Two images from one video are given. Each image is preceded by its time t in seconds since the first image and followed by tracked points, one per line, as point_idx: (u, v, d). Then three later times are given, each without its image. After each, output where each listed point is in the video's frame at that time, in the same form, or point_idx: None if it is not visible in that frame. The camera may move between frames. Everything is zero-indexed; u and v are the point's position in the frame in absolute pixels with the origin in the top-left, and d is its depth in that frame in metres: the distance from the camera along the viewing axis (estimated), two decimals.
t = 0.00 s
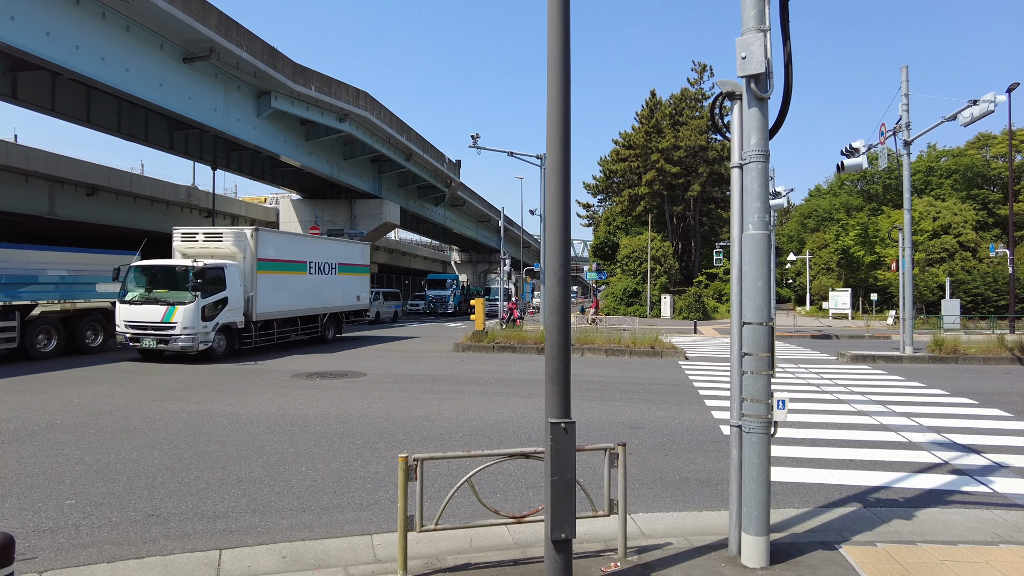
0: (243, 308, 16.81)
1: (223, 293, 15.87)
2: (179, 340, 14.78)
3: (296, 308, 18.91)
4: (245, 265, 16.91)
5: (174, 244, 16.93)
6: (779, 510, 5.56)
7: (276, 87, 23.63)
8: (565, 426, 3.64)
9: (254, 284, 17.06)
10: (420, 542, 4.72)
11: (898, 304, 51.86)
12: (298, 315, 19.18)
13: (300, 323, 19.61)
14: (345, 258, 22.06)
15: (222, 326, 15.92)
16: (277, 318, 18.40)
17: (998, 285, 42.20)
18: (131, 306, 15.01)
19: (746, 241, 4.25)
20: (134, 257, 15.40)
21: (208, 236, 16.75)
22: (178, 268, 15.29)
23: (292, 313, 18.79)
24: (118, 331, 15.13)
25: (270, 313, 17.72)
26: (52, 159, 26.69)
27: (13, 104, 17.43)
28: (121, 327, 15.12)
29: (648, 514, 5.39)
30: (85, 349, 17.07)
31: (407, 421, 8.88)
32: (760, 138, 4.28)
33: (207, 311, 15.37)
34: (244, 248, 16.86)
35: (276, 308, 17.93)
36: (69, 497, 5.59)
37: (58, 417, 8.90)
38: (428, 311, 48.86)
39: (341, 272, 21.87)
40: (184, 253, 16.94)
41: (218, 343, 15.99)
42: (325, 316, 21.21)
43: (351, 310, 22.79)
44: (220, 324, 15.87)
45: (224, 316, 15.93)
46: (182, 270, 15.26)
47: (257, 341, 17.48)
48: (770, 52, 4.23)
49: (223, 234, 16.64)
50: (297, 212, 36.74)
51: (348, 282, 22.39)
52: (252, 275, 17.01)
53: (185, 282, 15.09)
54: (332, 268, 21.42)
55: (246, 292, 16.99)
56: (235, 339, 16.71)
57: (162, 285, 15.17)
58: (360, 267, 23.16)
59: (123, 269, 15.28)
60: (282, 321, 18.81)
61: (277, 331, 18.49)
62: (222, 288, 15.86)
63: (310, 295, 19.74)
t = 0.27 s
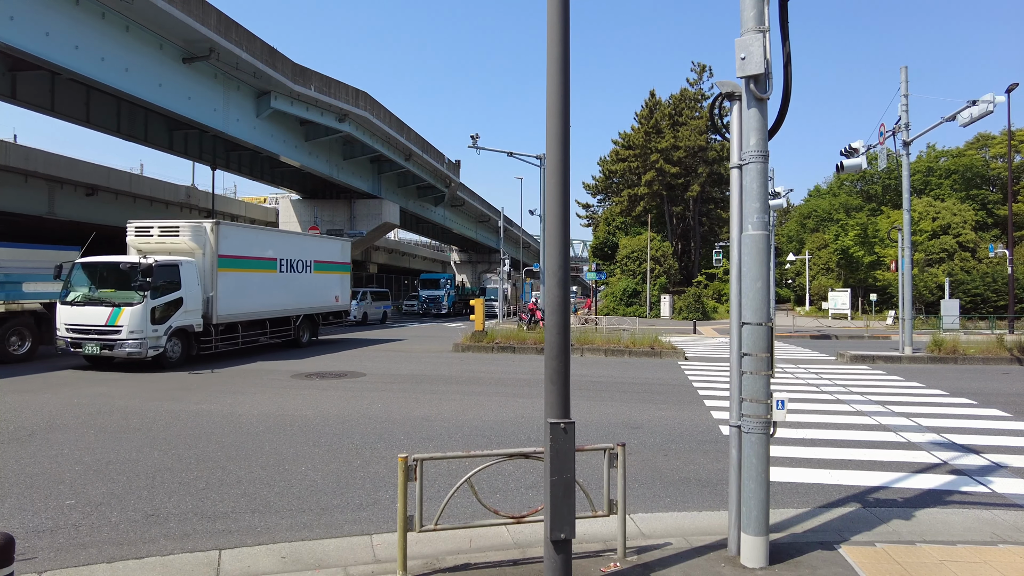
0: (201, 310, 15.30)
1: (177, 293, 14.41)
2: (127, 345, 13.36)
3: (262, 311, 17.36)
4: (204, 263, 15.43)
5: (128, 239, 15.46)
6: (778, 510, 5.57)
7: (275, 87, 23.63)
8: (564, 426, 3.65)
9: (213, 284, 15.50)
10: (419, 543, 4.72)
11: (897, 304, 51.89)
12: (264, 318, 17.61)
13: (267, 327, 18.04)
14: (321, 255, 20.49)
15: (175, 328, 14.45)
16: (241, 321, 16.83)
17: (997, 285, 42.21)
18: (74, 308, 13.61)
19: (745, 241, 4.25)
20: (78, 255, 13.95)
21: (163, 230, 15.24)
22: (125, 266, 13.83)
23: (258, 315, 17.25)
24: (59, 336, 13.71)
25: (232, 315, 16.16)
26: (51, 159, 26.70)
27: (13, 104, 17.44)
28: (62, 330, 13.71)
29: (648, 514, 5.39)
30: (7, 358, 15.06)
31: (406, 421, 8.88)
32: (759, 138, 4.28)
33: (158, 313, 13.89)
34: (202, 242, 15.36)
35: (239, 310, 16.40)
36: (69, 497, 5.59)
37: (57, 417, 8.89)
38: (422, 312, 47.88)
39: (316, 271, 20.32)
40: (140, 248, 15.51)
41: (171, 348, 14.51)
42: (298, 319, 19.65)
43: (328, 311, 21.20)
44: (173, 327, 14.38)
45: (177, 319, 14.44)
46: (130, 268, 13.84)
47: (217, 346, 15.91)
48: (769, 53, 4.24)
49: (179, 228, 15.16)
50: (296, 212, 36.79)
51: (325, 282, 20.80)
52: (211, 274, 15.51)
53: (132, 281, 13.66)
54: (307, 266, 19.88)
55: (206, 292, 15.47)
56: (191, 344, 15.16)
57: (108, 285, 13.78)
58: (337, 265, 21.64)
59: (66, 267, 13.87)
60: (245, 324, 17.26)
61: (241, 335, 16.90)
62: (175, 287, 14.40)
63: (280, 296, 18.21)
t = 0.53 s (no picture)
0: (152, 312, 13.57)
1: (122, 293, 12.69)
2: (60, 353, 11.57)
3: (224, 312, 15.68)
4: (154, 259, 13.78)
5: (71, 234, 13.79)
6: (778, 510, 5.57)
7: (275, 87, 23.62)
8: (563, 426, 3.65)
9: (165, 283, 13.80)
10: (419, 543, 4.72)
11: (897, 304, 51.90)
12: (228, 320, 15.93)
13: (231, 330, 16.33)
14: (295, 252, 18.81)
15: (119, 333, 12.67)
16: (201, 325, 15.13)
17: (997, 285, 42.21)
18: None
19: (745, 241, 4.25)
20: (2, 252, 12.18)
21: (109, 224, 13.56)
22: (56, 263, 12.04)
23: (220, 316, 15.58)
24: None
25: (189, 317, 14.49)
26: (51, 159, 26.71)
27: (13, 104, 17.44)
28: None
29: (648, 514, 5.39)
30: None
31: (406, 421, 8.87)
32: (759, 138, 4.28)
33: (96, 316, 12.14)
34: (152, 237, 13.72)
35: (198, 311, 14.77)
36: (68, 497, 5.58)
37: (57, 417, 8.87)
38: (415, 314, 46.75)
39: (288, 269, 18.66)
40: (84, 243, 13.82)
41: (114, 356, 12.70)
42: (267, 321, 17.91)
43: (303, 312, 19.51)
44: (116, 332, 12.59)
45: (121, 323, 12.68)
46: (61, 266, 12.07)
47: (172, 352, 14.18)
48: (769, 53, 4.24)
49: (126, 220, 13.48)
50: (297, 212, 36.87)
51: (298, 281, 19.11)
52: (163, 271, 13.84)
53: (64, 280, 11.93)
54: (279, 264, 18.24)
55: (157, 292, 13.78)
56: (140, 351, 13.37)
57: (36, 285, 11.94)
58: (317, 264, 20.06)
59: None
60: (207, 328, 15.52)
61: (201, 340, 15.17)
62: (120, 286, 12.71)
63: (245, 296, 16.56)
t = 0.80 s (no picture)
0: (89, 314, 11.98)
1: (50, 293, 11.14)
2: None
3: (180, 315, 14.07)
4: (94, 255, 12.20)
5: None
6: (778, 510, 5.58)
7: (275, 87, 23.61)
8: (564, 427, 3.64)
9: (106, 281, 12.21)
10: (419, 543, 4.72)
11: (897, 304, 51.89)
12: (186, 323, 14.33)
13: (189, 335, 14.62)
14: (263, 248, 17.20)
15: (48, 339, 11.14)
16: (151, 328, 13.42)
17: (997, 285, 42.21)
18: None
19: (745, 241, 4.25)
20: None
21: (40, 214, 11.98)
22: None
23: (176, 320, 14.01)
24: None
25: (136, 320, 12.89)
26: (51, 159, 26.71)
27: (13, 104, 17.45)
28: None
29: (647, 514, 5.40)
30: None
31: (406, 421, 8.88)
32: (759, 138, 4.29)
33: (16, 321, 10.66)
34: (90, 230, 12.12)
35: (149, 315, 13.19)
36: (69, 497, 5.58)
37: (57, 417, 8.86)
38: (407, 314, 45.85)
39: (256, 267, 16.96)
40: (17, 238, 12.29)
41: (41, 366, 11.08)
42: (231, 323, 16.20)
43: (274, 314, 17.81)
44: (43, 338, 11.04)
45: (50, 327, 11.10)
46: None
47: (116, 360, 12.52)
48: (769, 53, 4.24)
49: (58, 210, 11.88)
50: (297, 212, 36.98)
51: (269, 280, 17.47)
52: (105, 269, 12.24)
53: None
54: (245, 261, 16.56)
55: (97, 293, 12.19)
56: (75, 360, 11.74)
57: None
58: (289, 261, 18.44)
59: None
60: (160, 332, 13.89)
61: (152, 347, 13.45)
62: (48, 285, 11.17)
63: (204, 296, 14.92)
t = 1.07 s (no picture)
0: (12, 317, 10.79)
1: None
2: None
3: (126, 318, 13.01)
4: (18, 252, 11.01)
5: None
6: (780, 510, 5.58)
7: (276, 87, 23.61)
8: (565, 427, 3.65)
9: (32, 280, 11.05)
10: (421, 543, 4.72)
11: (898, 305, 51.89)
12: (130, 327, 13.12)
13: (139, 342, 13.49)
14: (226, 244, 16.07)
15: None
16: (89, 332, 12.29)
17: (998, 285, 42.22)
18: None
19: (746, 241, 4.26)
20: None
21: None
22: None
23: (121, 324, 12.93)
24: None
25: (69, 324, 11.70)
26: (52, 159, 26.72)
27: (14, 105, 17.46)
28: None
29: (649, 514, 5.40)
30: None
31: (408, 421, 8.88)
32: (761, 138, 4.29)
33: None
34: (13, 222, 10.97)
35: (89, 318, 12.14)
36: (70, 497, 5.59)
37: (58, 418, 8.86)
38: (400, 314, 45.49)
39: (220, 265, 15.91)
40: None
41: None
42: (189, 327, 15.09)
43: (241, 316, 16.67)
44: None
45: None
46: None
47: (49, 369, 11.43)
48: (771, 53, 4.24)
49: None
50: (297, 212, 36.99)
51: (233, 279, 16.33)
52: (30, 267, 11.07)
53: None
54: (206, 258, 15.49)
55: (22, 293, 11.03)
56: None
57: None
58: (257, 259, 17.30)
59: None
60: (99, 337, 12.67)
61: (91, 353, 12.34)
62: None
63: (151, 298, 13.68)
